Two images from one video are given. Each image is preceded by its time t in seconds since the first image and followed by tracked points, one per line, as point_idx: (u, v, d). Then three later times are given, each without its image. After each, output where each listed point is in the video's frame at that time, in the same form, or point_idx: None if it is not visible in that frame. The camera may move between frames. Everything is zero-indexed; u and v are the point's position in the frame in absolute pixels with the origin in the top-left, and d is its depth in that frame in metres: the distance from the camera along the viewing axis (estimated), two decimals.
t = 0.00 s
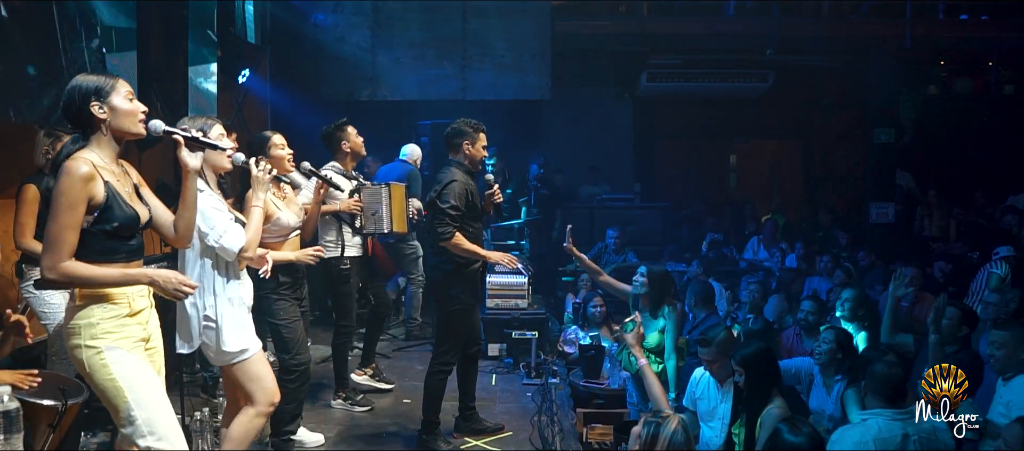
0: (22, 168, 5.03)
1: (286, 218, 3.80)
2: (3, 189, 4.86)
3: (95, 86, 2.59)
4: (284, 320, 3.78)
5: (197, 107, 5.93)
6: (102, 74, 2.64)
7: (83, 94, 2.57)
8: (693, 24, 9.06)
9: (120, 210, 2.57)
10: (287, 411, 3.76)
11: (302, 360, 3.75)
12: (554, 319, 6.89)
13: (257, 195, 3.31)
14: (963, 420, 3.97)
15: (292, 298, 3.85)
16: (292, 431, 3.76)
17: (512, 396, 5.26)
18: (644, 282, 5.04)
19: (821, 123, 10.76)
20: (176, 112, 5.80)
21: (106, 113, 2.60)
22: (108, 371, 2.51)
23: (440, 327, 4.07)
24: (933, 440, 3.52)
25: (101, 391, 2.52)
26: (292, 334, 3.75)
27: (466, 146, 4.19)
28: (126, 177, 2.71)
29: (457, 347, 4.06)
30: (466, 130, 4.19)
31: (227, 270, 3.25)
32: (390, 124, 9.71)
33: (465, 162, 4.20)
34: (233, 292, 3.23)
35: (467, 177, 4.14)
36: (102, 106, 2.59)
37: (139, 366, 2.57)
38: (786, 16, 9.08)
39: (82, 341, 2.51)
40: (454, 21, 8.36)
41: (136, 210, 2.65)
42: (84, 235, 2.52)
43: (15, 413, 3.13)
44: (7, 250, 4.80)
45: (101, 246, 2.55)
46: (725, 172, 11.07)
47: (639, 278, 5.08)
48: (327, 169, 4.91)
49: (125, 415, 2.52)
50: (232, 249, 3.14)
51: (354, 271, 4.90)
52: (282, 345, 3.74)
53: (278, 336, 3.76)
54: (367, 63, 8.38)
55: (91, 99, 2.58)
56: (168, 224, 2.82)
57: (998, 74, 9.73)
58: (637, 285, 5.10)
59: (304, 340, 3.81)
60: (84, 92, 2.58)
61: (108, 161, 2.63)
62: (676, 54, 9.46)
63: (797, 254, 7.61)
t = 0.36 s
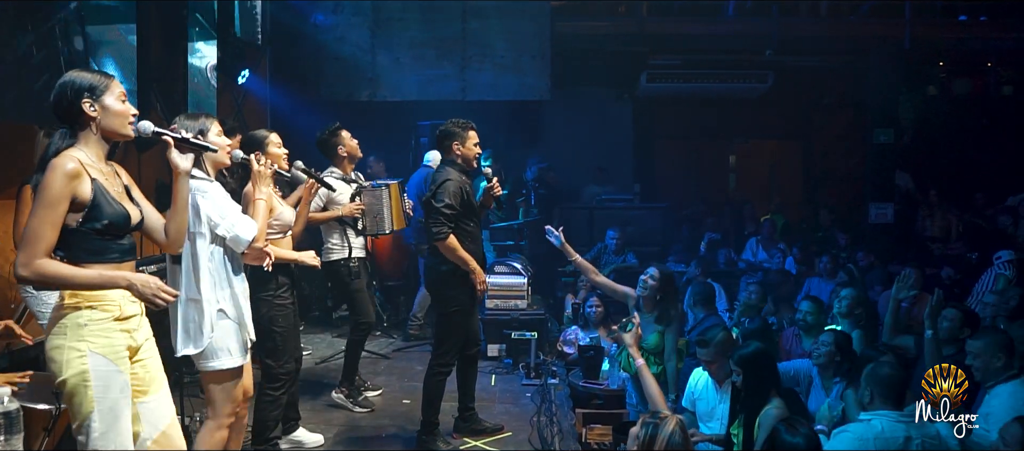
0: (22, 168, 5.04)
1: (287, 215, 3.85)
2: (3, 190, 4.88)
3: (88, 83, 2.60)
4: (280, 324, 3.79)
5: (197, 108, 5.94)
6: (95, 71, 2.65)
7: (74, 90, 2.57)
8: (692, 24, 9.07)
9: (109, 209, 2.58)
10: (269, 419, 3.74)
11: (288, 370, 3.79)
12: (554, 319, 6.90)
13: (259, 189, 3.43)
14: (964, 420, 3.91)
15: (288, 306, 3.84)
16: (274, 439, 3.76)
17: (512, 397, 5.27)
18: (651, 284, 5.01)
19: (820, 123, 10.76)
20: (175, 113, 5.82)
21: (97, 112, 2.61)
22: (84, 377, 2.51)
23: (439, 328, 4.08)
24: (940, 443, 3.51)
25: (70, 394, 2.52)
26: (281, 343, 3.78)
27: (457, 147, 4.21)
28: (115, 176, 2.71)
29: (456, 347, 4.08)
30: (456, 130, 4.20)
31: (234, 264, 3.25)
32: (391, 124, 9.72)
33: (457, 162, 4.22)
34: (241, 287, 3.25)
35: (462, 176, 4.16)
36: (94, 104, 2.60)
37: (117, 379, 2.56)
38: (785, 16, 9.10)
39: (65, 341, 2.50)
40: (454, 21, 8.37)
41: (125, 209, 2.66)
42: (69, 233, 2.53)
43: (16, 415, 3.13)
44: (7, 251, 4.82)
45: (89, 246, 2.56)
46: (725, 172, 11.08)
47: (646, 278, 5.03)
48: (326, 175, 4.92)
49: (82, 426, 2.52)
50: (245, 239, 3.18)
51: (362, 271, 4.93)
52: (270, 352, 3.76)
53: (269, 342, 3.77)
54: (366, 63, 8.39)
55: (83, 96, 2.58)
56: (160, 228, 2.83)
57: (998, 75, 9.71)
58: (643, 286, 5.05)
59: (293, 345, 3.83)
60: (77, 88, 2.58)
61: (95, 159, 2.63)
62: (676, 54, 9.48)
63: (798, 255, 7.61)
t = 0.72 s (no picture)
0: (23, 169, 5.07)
1: (275, 216, 3.74)
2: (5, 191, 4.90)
3: (86, 85, 2.60)
4: (266, 327, 3.70)
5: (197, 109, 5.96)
6: (97, 73, 2.67)
7: (72, 91, 2.59)
8: (690, 24, 9.08)
9: (99, 209, 2.58)
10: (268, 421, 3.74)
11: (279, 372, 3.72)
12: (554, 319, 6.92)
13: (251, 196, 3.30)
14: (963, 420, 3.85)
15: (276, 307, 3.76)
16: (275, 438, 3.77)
17: (512, 397, 5.28)
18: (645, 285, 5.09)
19: (820, 123, 10.77)
20: (176, 114, 5.84)
21: (94, 114, 2.61)
22: (70, 379, 2.51)
23: (435, 329, 4.09)
24: (940, 444, 3.56)
25: (58, 395, 2.53)
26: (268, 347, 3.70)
27: (457, 148, 4.22)
28: (113, 177, 2.73)
29: (453, 348, 4.09)
30: (456, 131, 4.21)
31: (214, 272, 3.21)
32: (391, 124, 9.74)
33: (457, 164, 4.23)
34: (221, 295, 3.20)
35: (458, 178, 4.18)
36: (91, 106, 2.61)
37: (104, 381, 2.55)
38: (784, 17, 9.11)
39: (52, 343, 2.51)
40: (454, 22, 8.38)
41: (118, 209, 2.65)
42: (59, 231, 2.54)
43: (21, 413, 3.15)
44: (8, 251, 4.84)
45: (79, 245, 2.55)
46: (725, 172, 11.10)
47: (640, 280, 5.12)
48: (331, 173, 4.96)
49: (71, 428, 2.52)
50: (218, 243, 3.12)
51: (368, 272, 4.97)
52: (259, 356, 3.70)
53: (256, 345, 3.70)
54: (366, 64, 8.41)
55: (80, 97, 2.59)
56: (158, 231, 2.85)
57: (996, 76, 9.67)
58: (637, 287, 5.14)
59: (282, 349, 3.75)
60: (75, 90, 2.59)
61: (91, 160, 2.65)
62: (675, 55, 9.49)
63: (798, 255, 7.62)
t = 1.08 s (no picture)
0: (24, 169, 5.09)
1: (269, 215, 3.71)
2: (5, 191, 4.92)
3: (96, 88, 2.63)
4: (272, 325, 3.72)
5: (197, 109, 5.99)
6: (108, 75, 2.69)
7: (85, 94, 2.62)
8: (691, 26, 9.11)
9: (114, 209, 2.60)
10: (264, 416, 3.76)
11: (282, 369, 3.72)
12: (553, 320, 6.94)
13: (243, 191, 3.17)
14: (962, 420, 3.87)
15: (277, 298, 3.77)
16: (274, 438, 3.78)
17: (511, 396, 5.30)
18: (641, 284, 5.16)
19: (819, 123, 10.80)
20: (176, 114, 5.87)
21: (106, 115, 2.64)
22: (92, 374, 2.55)
23: (432, 329, 4.11)
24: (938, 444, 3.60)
25: (81, 391, 2.57)
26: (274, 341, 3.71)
27: (460, 149, 4.23)
28: (128, 178, 2.76)
29: (451, 348, 4.11)
30: (459, 132, 4.23)
31: (205, 270, 3.22)
32: (391, 124, 9.78)
33: (461, 165, 4.25)
34: (209, 292, 3.21)
35: (459, 178, 4.21)
36: (102, 108, 2.63)
37: (123, 375, 2.58)
38: (783, 18, 9.14)
39: (73, 341, 2.54)
40: (453, 23, 8.41)
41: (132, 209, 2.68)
42: (76, 233, 2.56)
43: (26, 412, 3.18)
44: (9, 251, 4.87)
45: (95, 246, 2.58)
46: (724, 173, 11.12)
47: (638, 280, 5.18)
48: (328, 171, 4.97)
49: (97, 423, 2.57)
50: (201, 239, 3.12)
51: (364, 273, 5.01)
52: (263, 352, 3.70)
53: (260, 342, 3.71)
54: (365, 65, 8.44)
55: (92, 100, 2.62)
56: (176, 225, 2.90)
57: (994, 76, 9.83)
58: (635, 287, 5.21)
59: (284, 344, 3.75)
60: (86, 93, 2.62)
61: (108, 162, 2.68)
62: (675, 56, 9.52)
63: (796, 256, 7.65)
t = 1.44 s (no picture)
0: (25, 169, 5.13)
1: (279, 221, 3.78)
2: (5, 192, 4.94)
3: (106, 95, 2.64)
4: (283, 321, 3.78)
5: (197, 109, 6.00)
6: (115, 82, 2.71)
7: (94, 101, 2.63)
8: (691, 26, 9.13)
9: (128, 214, 2.63)
10: (284, 412, 3.77)
11: (298, 363, 3.76)
12: (552, 320, 6.95)
13: (252, 201, 3.19)
14: (962, 420, 3.82)
15: (285, 301, 3.86)
16: (291, 432, 3.78)
17: (510, 396, 5.32)
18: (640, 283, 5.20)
19: (818, 124, 10.83)
20: (176, 115, 5.89)
21: (115, 122, 2.66)
22: (120, 372, 2.58)
23: (432, 329, 4.13)
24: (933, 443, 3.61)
25: (112, 391, 2.60)
26: (287, 336, 3.75)
27: (461, 150, 4.25)
28: (134, 181, 2.77)
29: (450, 347, 4.13)
30: (461, 134, 4.25)
31: (215, 279, 3.23)
32: (390, 125, 9.79)
33: (461, 166, 4.28)
34: (219, 298, 3.22)
35: (461, 179, 4.23)
36: (112, 115, 2.65)
37: (150, 367, 2.63)
38: (783, 19, 9.15)
39: (96, 343, 2.57)
40: (452, 24, 8.44)
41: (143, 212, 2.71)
42: (94, 239, 2.58)
43: (29, 411, 3.19)
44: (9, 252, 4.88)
45: (113, 249, 2.61)
46: (723, 173, 11.13)
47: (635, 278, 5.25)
48: (323, 172, 4.94)
49: (134, 419, 2.61)
50: (216, 253, 3.08)
51: (359, 275, 5.00)
52: (281, 347, 3.75)
53: (275, 338, 3.76)
54: (365, 65, 8.46)
55: (100, 107, 2.63)
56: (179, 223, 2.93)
57: (992, 77, 9.91)
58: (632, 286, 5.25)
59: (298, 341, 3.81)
60: (95, 100, 2.63)
61: (117, 167, 2.70)
62: (674, 56, 9.55)
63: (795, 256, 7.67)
